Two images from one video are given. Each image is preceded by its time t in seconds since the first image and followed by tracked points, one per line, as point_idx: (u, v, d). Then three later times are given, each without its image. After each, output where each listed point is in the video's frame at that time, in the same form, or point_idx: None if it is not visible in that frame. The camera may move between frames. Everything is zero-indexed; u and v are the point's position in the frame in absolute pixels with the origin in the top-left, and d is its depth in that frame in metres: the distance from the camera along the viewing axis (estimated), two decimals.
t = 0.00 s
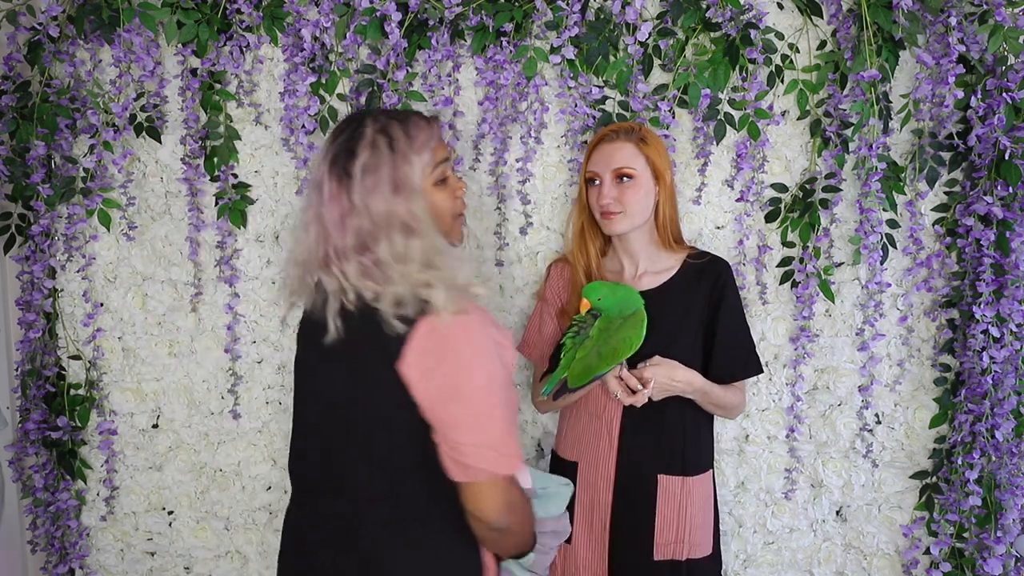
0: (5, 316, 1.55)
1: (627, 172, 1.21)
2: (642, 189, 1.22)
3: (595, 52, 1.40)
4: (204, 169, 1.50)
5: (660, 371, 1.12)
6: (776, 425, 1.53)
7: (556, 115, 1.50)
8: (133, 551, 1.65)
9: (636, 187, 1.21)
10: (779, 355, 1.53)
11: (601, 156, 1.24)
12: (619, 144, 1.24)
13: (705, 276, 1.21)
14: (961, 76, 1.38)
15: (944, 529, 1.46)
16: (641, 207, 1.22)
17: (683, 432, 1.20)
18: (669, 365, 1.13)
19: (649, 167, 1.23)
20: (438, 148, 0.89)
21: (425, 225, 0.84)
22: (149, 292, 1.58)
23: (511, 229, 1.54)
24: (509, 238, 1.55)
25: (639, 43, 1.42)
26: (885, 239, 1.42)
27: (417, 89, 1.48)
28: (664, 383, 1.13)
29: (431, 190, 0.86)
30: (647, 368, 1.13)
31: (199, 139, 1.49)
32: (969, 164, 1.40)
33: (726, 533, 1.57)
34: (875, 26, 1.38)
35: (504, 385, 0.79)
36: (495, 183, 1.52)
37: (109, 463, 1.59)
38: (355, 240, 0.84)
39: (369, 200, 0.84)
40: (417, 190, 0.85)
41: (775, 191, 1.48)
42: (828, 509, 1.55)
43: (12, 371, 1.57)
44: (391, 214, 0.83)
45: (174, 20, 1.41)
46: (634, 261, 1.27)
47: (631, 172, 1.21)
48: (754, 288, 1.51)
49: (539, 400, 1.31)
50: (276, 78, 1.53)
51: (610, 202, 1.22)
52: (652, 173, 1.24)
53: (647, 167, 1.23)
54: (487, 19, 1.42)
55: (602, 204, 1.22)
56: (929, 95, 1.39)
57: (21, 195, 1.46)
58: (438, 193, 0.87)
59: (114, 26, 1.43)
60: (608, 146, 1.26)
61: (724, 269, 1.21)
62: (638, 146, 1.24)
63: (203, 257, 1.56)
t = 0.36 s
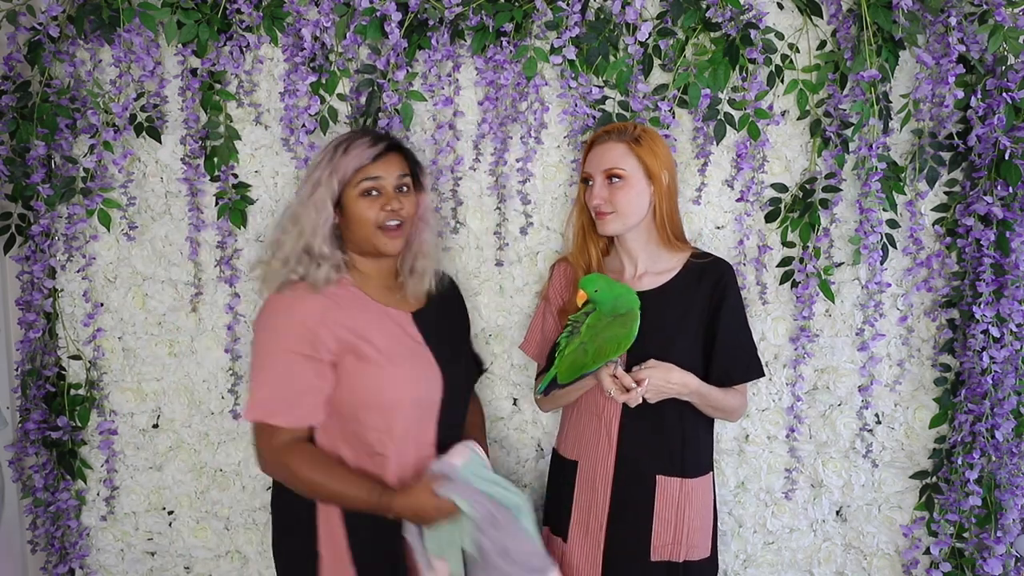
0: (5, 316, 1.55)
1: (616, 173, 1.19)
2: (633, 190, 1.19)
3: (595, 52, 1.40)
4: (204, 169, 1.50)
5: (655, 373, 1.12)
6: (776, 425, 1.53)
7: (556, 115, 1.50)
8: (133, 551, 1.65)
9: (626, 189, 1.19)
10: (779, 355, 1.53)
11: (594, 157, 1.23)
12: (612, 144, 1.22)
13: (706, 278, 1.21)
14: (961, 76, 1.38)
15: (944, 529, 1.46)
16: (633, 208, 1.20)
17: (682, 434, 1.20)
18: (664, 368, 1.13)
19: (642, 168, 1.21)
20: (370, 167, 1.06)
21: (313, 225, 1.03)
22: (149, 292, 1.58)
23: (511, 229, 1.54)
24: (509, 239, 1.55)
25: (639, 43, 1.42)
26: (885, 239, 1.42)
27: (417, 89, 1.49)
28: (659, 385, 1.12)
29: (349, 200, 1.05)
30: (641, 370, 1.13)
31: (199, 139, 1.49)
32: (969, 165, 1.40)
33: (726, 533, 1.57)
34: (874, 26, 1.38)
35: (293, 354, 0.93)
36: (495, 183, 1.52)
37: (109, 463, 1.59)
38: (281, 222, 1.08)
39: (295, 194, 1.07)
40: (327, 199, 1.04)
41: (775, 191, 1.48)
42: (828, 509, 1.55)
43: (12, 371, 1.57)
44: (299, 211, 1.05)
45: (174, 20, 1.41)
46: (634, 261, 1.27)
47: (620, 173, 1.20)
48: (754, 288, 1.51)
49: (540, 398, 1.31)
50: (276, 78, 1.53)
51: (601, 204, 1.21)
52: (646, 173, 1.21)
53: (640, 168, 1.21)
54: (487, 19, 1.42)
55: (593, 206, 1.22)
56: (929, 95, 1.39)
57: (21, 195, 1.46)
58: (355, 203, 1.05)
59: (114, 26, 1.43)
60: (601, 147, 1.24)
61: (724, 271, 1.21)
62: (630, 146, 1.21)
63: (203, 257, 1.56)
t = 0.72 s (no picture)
0: (5, 316, 1.56)
1: (606, 174, 1.20)
2: (626, 190, 1.19)
3: (595, 52, 1.40)
4: (204, 169, 1.50)
5: (653, 373, 1.12)
6: (776, 425, 1.53)
7: (555, 116, 1.50)
8: (133, 551, 1.65)
9: (618, 188, 1.19)
10: (779, 355, 1.53)
11: (587, 158, 1.24)
12: (604, 144, 1.23)
13: (707, 277, 1.20)
14: (961, 76, 1.38)
15: (944, 529, 1.46)
16: (624, 208, 1.20)
17: (682, 434, 1.19)
18: (662, 367, 1.13)
19: (634, 168, 1.20)
20: (329, 159, 1.17)
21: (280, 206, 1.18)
22: (150, 292, 1.58)
23: (512, 229, 1.54)
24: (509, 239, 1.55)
25: (639, 43, 1.42)
26: (885, 239, 1.42)
27: (417, 89, 1.49)
28: (657, 384, 1.12)
29: (307, 187, 1.17)
30: (639, 370, 1.13)
31: (199, 139, 1.49)
32: (969, 165, 1.40)
33: (726, 533, 1.57)
34: (874, 26, 1.38)
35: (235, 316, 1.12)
36: (495, 183, 1.52)
37: (109, 463, 1.59)
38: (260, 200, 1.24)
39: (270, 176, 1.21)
40: (290, 186, 1.17)
41: (775, 191, 1.48)
42: (828, 509, 1.55)
43: (12, 371, 1.57)
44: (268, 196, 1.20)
45: (174, 20, 1.41)
46: (633, 261, 1.27)
47: (611, 173, 1.20)
48: (754, 289, 1.51)
49: (541, 398, 1.31)
50: (276, 78, 1.53)
51: (593, 203, 1.21)
52: (638, 173, 1.21)
53: (632, 167, 1.20)
54: (487, 19, 1.42)
55: (587, 206, 1.22)
56: (929, 95, 1.39)
57: (21, 195, 1.46)
58: (311, 190, 1.16)
59: (114, 26, 1.43)
60: (594, 148, 1.25)
61: (725, 270, 1.21)
62: (622, 145, 1.21)
63: (203, 257, 1.56)
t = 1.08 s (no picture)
0: (5, 316, 1.55)
1: (604, 174, 1.20)
2: (623, 190, 1.19)
3: (595, 52, 1.40)
4: (204, 169, 1.50)
5: (655, 370, 1.12)
6: (776, 426, 1.53)
7: (556, 115, 1.50)
8: (133, 551, 1.65)
9: (615, 188, 1.19)
10: (779, 355, 1.53)
11: (585, 158, 1.24)
12: (602, 144, 1.23)
13: (708, 277, 1.21)
14: (961, 76, 1.38)
15: (944, 530, 1.46)
16: (622, 209, 1.19)
17: (681, 434, 1.19)
18: (664, 364, 1.13)
19: (631, 168, 1.20)
20: (305, 164, 1.20)
21: (257, 210, 1.21)
22: (150, 292, 1.58)
23: (511, 229, 1.54)
24: (509, 239, 1.55)
25: (639, 43, 1.42)
26: (885, 239, 1.42)
27: (417, 89, 1.49)
28: (659, 381, 1.12)
29: (283, 190, 1.20)
30: (641, 367, 1.13)
31: (199, 139, 1.49)
32: (969, 165, 1.40)
33: (726, 533, 1.57)
34: (874, 26, 1.38)
35: (205, 332, 1.20)
36: (495, 183, 1.52)
37: (109, 463, 1.58)
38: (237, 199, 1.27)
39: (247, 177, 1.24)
40: (266, 188, 1.21)
41: (775, 191, 1.48)
42: (828, 509, 1.55)
43: (12, 371, 1.57)
44: (244, 198, 1.22)
45: (174, 20, 1.41)
46: (633, 261, 1.26)
47: (608, 173, 1.20)
48: (754, 288, 1.51)
49: (544, 399, 1.31)
50: (276, 78, 1.53)
51: (590, 204, 1.21)
52: (635, 173, 1.21)
53: (629, 168, 1.20)
54: (487, 19, 1.42)
55: (584, 206, 1.22)
56: (929, 95, 1.39)
57: (21, 195, 1.46)
58: (286, 193, 1.20)
59: (114, 26, 1.43)
60: (592, 148, 1.25)
61: (725, 269, 1.20)
62: (619, 146, 1.22)
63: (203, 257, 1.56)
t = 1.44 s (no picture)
0: (5, 316, 1.55)
1: (602, 174, 1.20)
2: (621, 190, 1.19)
3: (595, 52, 1.40)
4: (204, 169, 1.50)
5: (649, 371, 1.12)
6: (776, 426, 1.53)
7: (556, 116, 1.50)
8: (133, 551, 1.65)
9: (614, 188, 1.19)
10: (779, 355, 1.53)
11: (583, 158, 1.24)
12: (600, 145, 1.23)
13: (707, 277, 1.20)
14: (961, 76, 1.38)
15: (944, 529, 1.46)
16: (620, 209, 1.19)
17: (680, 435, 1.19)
18: (657, 365, 1.12)
19: (629, 169, 1.20)
20: (314, 165, 1.21)
21: (267, 213, 1.21)
22: (150, 292, 1.58)
23: (511, 229, 1.54)
24: (509, 239, 1.55)
25: (639, 43, 1.42)
26: (885, 239, 1.42)
27: (417, 89, 1.49)
28: (651, 383, 1.12)
29: (292, 193, 1.21)
30: (635, 367, 1.13)
31: (199, 139, 1.49)
32: (969, 165, 1.40)
33: (726, 533, 1.57)
34: (874, 26, 1.38)
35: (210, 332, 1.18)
36: (494, 183, 1.52)
37: (109, 463, 1.58)
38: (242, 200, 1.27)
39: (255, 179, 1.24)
40: (276, 190, 1.21)
41: (775, 191, 1.48)
42: (828, 509, 1.55)
43: (12, 371, 1.57)
44: (254, 200, 1.23)
45: (174, 19, 1.41)
46: (632, 262, 1.26)
47: (606, 174, 1.20)
48: (754, 288, 1.51)
49: (544, 400, 1.32)
50: (276, 78, 1.53)
51: (589, 204, 1.21)
52: (634, 174, 1.21)
53: (627, 168, 1.20)
54: (487, 19, 1.42)
55: (583, 207, 1.22)
56: (929, 95, 1.39)
57: (21, 195, 1.46)
58: (295, 196, 1.20)
59: (114, 26, 1.43)
60: (590, 149, 1.25)
61: (723, 270, 1.20)
62: (617, 146, 1.22)
63: (203, 257, 1.56)
